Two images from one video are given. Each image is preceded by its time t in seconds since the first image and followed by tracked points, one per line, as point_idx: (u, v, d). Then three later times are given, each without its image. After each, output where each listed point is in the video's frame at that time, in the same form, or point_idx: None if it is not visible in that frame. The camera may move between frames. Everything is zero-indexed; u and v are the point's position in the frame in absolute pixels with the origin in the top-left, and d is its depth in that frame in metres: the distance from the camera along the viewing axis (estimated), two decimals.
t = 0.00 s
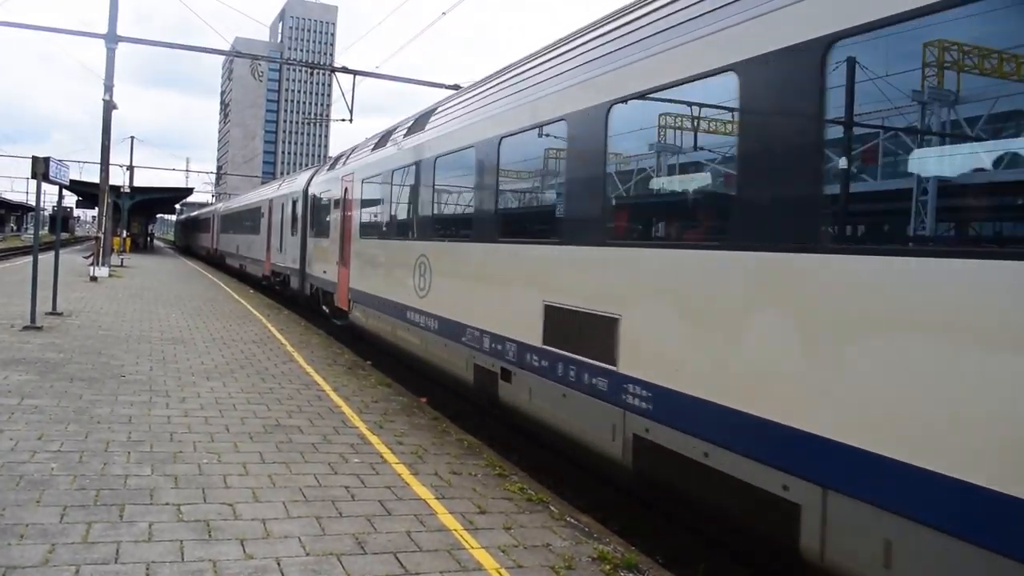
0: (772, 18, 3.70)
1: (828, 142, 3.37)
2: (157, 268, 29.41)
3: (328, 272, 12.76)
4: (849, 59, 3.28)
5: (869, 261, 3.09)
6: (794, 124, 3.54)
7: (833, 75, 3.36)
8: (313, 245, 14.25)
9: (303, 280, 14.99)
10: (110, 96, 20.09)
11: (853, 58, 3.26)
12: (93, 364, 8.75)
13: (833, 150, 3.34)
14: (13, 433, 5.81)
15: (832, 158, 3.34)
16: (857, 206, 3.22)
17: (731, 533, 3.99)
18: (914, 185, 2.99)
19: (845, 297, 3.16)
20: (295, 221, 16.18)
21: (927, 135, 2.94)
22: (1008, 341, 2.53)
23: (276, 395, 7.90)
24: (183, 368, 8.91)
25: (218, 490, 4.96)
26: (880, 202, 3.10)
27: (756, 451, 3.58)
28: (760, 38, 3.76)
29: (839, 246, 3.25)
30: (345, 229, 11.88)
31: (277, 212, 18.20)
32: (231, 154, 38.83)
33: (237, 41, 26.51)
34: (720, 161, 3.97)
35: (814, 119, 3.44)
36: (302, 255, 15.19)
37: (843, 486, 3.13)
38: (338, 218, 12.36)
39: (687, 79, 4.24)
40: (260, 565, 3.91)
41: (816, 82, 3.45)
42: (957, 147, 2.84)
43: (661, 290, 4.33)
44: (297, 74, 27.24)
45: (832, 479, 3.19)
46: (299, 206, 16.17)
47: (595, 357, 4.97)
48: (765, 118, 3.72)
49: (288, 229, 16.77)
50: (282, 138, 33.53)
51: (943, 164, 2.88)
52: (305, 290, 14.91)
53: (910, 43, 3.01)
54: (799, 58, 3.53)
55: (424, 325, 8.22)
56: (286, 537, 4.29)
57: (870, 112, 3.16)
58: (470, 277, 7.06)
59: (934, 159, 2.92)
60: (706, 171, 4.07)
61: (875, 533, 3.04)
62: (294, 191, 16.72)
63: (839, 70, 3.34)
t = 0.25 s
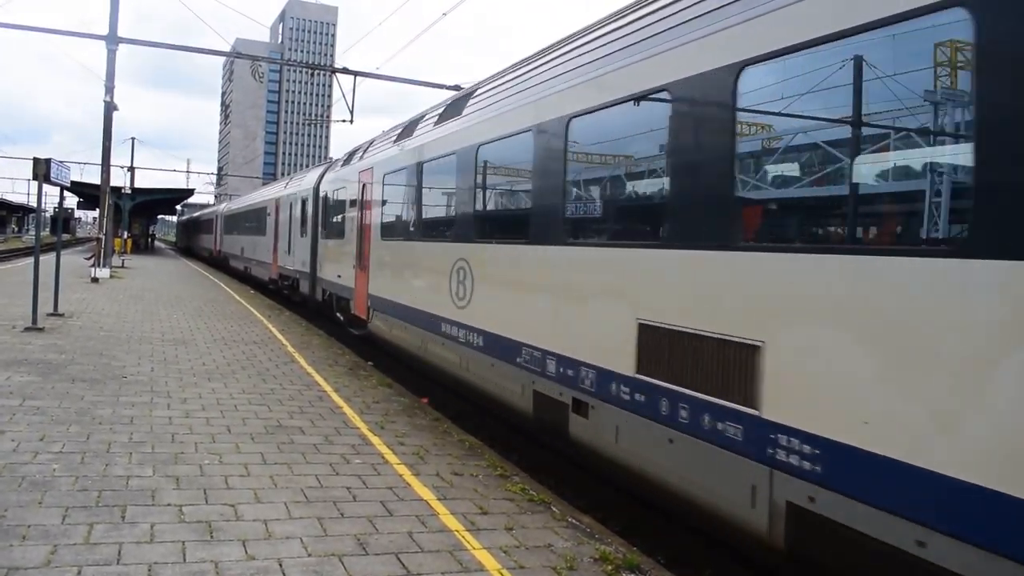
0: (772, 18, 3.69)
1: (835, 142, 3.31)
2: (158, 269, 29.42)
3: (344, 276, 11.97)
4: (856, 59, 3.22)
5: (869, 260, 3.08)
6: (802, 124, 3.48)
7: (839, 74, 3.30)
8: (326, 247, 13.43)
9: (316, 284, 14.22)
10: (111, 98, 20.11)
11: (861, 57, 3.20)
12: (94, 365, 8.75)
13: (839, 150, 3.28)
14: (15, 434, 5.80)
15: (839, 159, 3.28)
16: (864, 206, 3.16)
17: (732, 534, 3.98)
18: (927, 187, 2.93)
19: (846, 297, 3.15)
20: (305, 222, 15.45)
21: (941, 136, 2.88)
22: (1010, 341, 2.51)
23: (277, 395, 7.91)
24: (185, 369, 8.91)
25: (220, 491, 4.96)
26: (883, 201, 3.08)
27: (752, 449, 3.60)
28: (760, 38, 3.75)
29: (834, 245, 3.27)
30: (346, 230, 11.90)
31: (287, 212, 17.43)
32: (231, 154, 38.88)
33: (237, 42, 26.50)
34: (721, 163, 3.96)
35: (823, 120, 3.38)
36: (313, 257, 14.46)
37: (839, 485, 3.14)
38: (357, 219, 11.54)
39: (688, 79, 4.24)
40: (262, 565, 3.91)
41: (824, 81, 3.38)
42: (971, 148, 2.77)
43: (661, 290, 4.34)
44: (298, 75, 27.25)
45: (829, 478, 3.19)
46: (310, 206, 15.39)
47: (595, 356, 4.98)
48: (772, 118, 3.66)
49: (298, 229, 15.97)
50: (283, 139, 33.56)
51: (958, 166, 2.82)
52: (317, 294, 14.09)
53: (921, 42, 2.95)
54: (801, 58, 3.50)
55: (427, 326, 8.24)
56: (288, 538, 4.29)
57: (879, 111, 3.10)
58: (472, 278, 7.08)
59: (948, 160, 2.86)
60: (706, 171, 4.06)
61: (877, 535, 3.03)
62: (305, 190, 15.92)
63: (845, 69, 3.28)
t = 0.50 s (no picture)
0: (772, 18, 3.69)
1: (840, 144, 3.28)
2: (160, 270, 29.44)
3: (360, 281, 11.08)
4: (860, 60, 3.20)
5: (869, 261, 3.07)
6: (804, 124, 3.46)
7: (844, 75, 3.28)
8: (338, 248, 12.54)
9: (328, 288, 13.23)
10: (112, 99, 20.12)
11: (863, 58, 3.18)
12: (96, 366, 8.76)
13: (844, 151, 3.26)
14: (17, 435, 5.81)
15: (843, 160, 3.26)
16: (868, 208, 3.14)
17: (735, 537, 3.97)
18: (929, 187, 2.91)
19: (846, 298, 3.14)
20: (316, 222, 14.65)
21: (941, 136, 2.86)
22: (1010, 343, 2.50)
23: (279, 396, 7.91)
24: (186, 370, 8.91)
25: (222, 492, 4.95)
26: (883, 202, 3.07)
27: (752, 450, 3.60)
28: (760, 38, 3.75)
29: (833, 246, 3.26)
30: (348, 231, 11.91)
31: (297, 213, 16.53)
32: (232, 155, 38.91)
33: (238, 43, 26.52)
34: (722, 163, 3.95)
35: (825, 120, 3.36)
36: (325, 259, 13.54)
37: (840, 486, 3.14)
38: (376, 220, 10.64)
39: (688, 79, 4.24)
40: (264, 566, 3.91)
41: (828, 82, 3.36)
42: (971, 147, 2.75)
43: (660, 291, 4.34)
44: (298, 76, 27.28)
45: (829, 479, 3.19)
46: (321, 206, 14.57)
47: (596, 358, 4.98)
48: (776, 119, 3.63)
49: (309, 231, 15.10)
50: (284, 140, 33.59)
51: (958, 165, 2.80)
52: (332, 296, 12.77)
53: (923, 42, 2.93)
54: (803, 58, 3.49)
55: (430, 327, 8.25)
56: (290, 539, 4.29)
57: (883, 112, 3.08)
58: (474, 279, 7.09)
59: (948, 159, 2.83)
60: (708, 172, 4.05)
61: (878, 536, 3.02)
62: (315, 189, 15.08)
63: (850, 71, 3.25)
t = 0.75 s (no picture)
0: (773, 17, 3.69)
1: (844, 143, 3.25)
2: (162, 271, 29.45)
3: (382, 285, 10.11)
4: (865, 59, 3.17)
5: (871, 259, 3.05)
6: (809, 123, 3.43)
7: (847, 74, 3.25)
8: (356, 249, 11.62)
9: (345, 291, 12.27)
10: (112, 101, 20.12)
11: (871, 55, 3.15)
12: (97, 368, 8.77)
13: (847, 151, 3.23)
14: (19, 437, 5.82)
15: (847, 159, 3.23)
16: (871, 206, 3.11)
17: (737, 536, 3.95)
18: (931, 187, 2.88)
19: (845, 296, 3.13)
20: (330, 222, 13.73)
21: (942, 136, 2.84)
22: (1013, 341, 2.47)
23: (280, 397, 7.91)
24: (188, 371, 8.92)
25: (224, 493, 4.96)
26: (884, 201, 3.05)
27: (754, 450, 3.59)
28: (759, 38, 3.75)
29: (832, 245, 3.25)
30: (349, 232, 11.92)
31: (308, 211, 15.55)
32: (233, 156, 38.95)
33: (238, 44, 26.55)
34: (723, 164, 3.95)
35: (829, 120, 3.32)
36: (340, 260, 12.59)
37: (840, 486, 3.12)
38: (401, 218, 9.66)
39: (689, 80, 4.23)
40: (266, 567, 3.91)
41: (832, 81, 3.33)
42: (973, 147, 2.73)
43: (660, 292, 4.33)
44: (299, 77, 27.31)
45: (829, 479, 3.18)
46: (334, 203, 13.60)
47: (598, 358, 4.97)
48: (780, 119, 3.60)
49: (322, 231, 14.12)
50: (285, 141, 33.62)
51: (959, 166, 2.77)
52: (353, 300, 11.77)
53: (926, 43, 2.92)
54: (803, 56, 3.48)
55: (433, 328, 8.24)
56: (292, 539, 4.30)
57: (888, 111, 3.06)
58: (477, 279, 7.09)
59: (949, 160, 2.81)
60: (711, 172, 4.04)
61: (881, 535, 3.00)
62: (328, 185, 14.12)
63: (855, 69, 3.22)
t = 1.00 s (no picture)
0: (775, 18, 3.68)
1: (852, 142, 3.22)
2: (165, 270, 29.48)
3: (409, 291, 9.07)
4: (872, 55, 3.14)
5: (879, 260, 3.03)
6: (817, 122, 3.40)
7: (855, 71, 3.22)
8: (376, 250, 10.69)
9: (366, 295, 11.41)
10: (115, 100, 20.15)
11: (875, 52, 3.13)
12: (101, 366, 8.78)
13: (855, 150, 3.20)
14: (22, 434, 5.82)
15: (856, 158, 3.20)
16: (881, 206, 3.08)
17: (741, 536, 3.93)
18: (944, 187, 2.86)
19: (849, 297, 3.14)
20: (344, 218, 12.72)
21: (954, 133, 2.82)
22: None
23: (283, 396, 7.92)
24: (190, 369, 8.93)
25: (227, 491, 4.96)
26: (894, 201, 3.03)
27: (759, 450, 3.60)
28: (761, 38, 3.75)
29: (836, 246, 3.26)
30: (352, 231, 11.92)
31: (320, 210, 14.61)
32: (236, 155, 38.99)
33: (241, 44, 26.57)
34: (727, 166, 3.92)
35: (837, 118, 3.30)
36: (357, 261, 11.68)
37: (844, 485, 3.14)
38: (436, 212, 8.46)
39: (692, 80, 4.23)
40: (269, 565, 3.91)
41: (839, 79, 3.30)
42: (985, 145, 2.71)
43: (665, 292, 4.34)
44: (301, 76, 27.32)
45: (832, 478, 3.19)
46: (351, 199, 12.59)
47: (603, 358, 4.99)
48: (787, 118, 3.57)
49: (337, 229, 13.10)
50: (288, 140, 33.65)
51: (972, 165, 2.75)
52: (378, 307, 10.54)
53: (934, 39, 2.89)
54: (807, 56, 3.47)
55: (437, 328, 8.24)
56: (295, 538, 4.29)
57: (895, 109, 3.03)
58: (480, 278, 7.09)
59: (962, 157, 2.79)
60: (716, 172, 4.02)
61: (883, 536, 2.99)
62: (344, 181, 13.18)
63: (860, 66, 3.20)
